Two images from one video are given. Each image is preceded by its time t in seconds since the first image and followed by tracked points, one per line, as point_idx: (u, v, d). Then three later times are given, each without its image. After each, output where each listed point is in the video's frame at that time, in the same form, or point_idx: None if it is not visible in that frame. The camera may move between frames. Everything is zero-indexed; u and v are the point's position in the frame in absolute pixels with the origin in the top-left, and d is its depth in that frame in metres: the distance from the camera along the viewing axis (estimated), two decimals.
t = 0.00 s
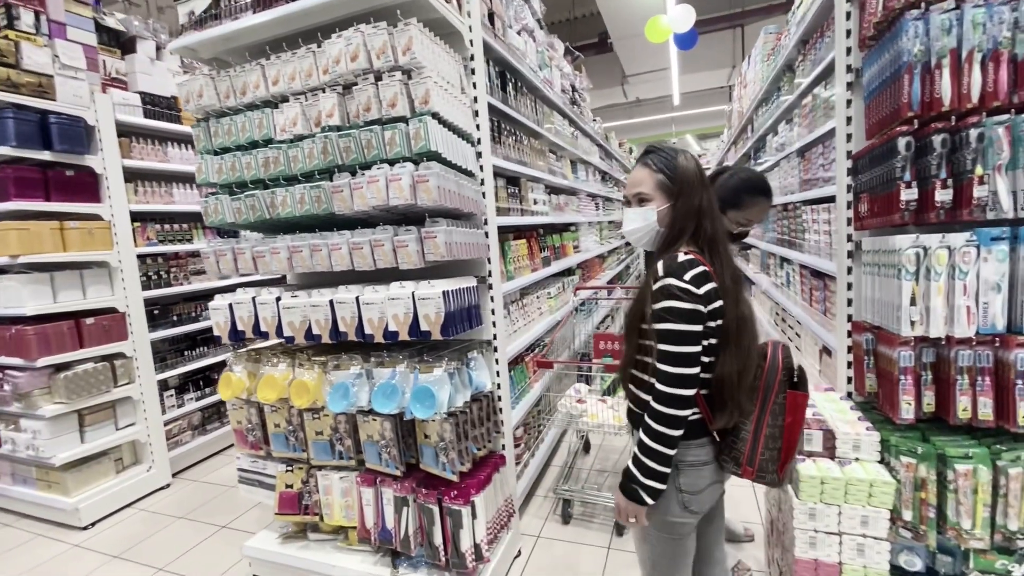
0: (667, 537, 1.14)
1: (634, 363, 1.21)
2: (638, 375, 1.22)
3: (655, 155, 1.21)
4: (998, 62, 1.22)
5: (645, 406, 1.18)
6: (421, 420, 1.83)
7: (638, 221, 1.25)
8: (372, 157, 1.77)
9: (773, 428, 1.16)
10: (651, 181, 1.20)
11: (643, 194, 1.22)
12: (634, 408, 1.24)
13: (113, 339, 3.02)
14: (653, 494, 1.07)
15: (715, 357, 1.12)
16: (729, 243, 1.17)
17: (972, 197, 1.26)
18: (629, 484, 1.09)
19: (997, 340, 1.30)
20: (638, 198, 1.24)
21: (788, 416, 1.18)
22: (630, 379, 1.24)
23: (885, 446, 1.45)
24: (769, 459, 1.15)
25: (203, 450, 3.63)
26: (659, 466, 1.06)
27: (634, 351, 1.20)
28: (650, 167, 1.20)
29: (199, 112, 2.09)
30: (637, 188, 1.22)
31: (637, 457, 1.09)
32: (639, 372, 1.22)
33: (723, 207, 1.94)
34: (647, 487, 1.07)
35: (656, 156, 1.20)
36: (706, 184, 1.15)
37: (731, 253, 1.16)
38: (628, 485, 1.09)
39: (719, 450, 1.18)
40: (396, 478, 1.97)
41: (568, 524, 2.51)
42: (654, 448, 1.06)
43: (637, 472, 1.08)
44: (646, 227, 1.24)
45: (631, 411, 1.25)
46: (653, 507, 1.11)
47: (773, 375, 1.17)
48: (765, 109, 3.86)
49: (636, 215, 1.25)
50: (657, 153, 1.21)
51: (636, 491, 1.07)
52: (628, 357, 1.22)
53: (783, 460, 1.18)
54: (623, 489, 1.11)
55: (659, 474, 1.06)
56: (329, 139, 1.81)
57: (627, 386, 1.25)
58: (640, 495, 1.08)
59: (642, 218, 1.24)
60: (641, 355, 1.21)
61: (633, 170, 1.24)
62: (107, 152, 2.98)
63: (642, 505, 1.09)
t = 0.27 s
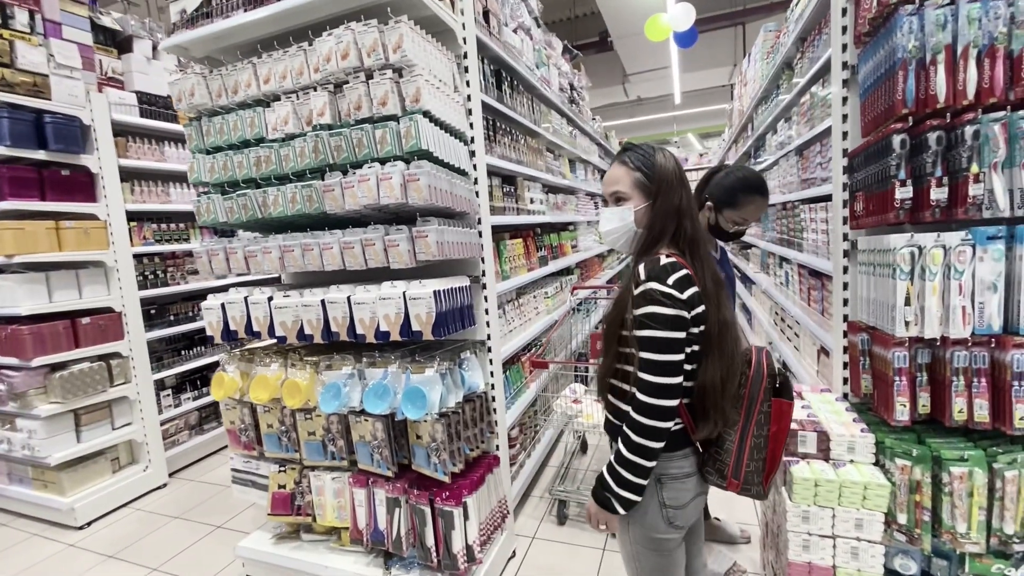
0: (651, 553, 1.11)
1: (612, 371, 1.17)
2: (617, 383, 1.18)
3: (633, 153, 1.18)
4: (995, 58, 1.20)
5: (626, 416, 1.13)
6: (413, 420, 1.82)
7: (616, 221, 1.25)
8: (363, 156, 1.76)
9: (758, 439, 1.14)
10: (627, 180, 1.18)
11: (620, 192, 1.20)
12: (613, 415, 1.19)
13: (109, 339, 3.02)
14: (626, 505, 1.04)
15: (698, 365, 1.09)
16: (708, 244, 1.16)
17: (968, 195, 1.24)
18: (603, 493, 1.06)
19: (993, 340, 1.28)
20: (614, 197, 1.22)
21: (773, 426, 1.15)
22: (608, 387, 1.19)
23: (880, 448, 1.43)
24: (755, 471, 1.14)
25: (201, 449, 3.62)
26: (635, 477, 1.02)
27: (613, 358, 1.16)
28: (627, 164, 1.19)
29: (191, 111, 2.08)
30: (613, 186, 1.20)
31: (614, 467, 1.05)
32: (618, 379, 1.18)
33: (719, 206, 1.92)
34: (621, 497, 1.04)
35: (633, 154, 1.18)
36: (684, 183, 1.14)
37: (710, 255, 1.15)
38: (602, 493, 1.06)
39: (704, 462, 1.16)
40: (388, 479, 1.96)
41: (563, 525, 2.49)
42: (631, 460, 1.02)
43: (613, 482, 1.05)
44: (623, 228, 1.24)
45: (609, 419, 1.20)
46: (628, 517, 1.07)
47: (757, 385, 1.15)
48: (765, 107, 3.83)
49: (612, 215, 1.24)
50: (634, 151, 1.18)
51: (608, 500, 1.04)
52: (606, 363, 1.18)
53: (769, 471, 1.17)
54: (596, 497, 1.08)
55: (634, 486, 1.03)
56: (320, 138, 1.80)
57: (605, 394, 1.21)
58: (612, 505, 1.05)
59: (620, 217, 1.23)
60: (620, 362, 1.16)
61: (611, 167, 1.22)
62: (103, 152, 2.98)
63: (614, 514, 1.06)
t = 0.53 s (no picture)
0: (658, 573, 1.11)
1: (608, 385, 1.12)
2: (613, 398, 1.13)
3: (622, 156, 1.16)
4: (1000, 58, 1.19)
5: (624, 432, 1.09)
6: (412, 421, 1.81)
7: (606, 227, 1.20)
8: (363, 155, 1.75)
9: (761, 450, 1.12)
10: (618, 184, 1.16)
11: (610, 197, 1.18)
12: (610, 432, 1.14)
13: (108, 338, 3.01)
14: (630, 530, 0.99)
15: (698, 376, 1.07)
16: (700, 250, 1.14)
17: (971, 196, 1.23)
18: (605, 519, 1.01)
19: (997, 342, 1.27)
20: (604, 202, 1.19)
21: (775, 433, 1.16)
22: (604, 402, 1.14)
23: (882, 450, 1.42)
24: (760, 484, 1.13)
25: (200, 449, 3.62)
26: (638, 499, 0.98)
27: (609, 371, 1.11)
28: (617, 168, 1.16)
29: (191, 110, 2.07)
30: (603, 191, 1.18)
31: (615, 490, 1.01)
32: (614, 394, 1.13)
33: (721, 206, 1.91)
34: (624, 522, 0.99)
35: (623, 157, 1.16)
36: (677, 188, 1.12)
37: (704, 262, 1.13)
38: (604, 519, 1.01)
39: (707, 477, 1.15)
40: (387, 480, 1.95)
41: (564, 526, 2.48)
42: (634, 481, 0.98)
43: (615, 506, 1.00)
44: (614, 234, 1.20)
45: (606, 436, 1.15)
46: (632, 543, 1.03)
47: (758, 395, 1.13)
48: (766, 108, 3.82)
49: (602, 220, 1.20)
50: (623, 154, 1.16)
51: (612, 527, 1.00)
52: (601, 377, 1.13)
53: (773, 482, 1.16)
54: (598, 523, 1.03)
55: (639, 509, 0.99)
56: (320, 138, 1.79)
57: (601, 410, 1.16)
58: (617, 531, 1.00)
59: (609, 224, 1.19)
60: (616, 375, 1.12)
61: (600, 171, 1.20)
62: (103, 151, 2.97)
63: (618, 541, 1.01)
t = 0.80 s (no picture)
0: None
1: (634, 395, 1.10)
2: (639, 408, 1.11)
3: (635, 158, 1.13)
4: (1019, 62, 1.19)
5: (655, 443, 1.08)
6: (423, 424, 1.80)
7: (619, 230, 1.17)
8: (375, 157, 1.75)
9: (787, 450, 1.12)
10: (632, 186, 1.12)
11: (624, 199, 1.13)
12: (638, 444, 1.12)
13: (112, 339, 3.00)
14: (673, 544, 0.99)
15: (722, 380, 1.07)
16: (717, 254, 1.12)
17: (991, 201, 1.23)
18: (646, 536, 1.00)
19: (1014, 347, 1.27)
20: (617, 204, 1.15)
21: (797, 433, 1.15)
22: (630, 412, 1.12)
23: (897, 454, 1.42)
24: (789, 484, 1.13)
25: (203, 451, 3.60)
26: (679, 512, 0.98)
27: (635, 381, 1.09)
28: (631, 170, 1.13)
29: (200, 111, 2.07)
30: (617, 193, 1.14)
31: (655, 504, 0.99)
32: (640, 404, 1.11)
33: (734, 209, 1.91)
34: (666, 537, 0.98)
35: (636, 159, 1.13)
36: (692, 189, 1.09)
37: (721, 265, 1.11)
38: (645, 536, 1.00)
39: (735, 482, 1.14)
40: (397, 483, 1.94)
41: (571, 529, 2.47)
42: (674, 494, 0.97)
43: (656, 521, 0.99)
44: (628, 237, 1.17)
45: (634, 448, 1.13)
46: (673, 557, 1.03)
47: (780, 395, 1.11)
48: (771, 110, 3.83)
49: (615, 224, 1.17)
50: (636, 156, 1.13)
51: (655, 543, 0.99)
52: (627, 388, 1.10)
53: (797, 483, 1.15)
54: (638, 539, 1.02)
55: (679, 521, 0.98)
56: (332, 139, 1.78)
57: (627, 421, 1.13)
58: (659, 547, 0.99)
59: (623, 227, 1.16)
60: (641, 385, 1.10)
61: (612, 174, 1.16)
62: (108, 152, 2.96)
63: (659, 557, 1.00)
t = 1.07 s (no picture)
0: None
1: (667, 398, 1.10)
2: (672, 411, 1.11)
3: (658, 156, 1.10)
4: None
5: (691, 446, 1.09)
6: (436, 426, 1.80)
7: (642, 230, 1.12)
8: (390, 157, 1.74)
9: (813, 445, 1.12)
10: (656, 185, 1.09)
11: (648, 198, 1.10)
12: (671, 448, 1.13)
13: (116, 340, 2.97)
14: (715, 547, 1.00)
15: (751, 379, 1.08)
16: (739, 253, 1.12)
17: (1013, 202, 1.22)
18: (690, 540, 1.01)
19: None
20: (640, 204, 1.12)
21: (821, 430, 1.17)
22: (662, 416, 1.12)
23: (916, 456, 1.42)
24: (817, 480, 1.12)
25: (206, 452, 3.57)
26: (722, 514, 0.99)
27: (668, 385, 1.09)
28: (654, 169, 1.10)
29: (210, 109, 2.05)
30: (641, 192, 1.10)
31: (697, 508, 1.01)
32: (673, 407, 1.11)
33: (748, 211, 1.91)
34: (711, 540, 0.99)
35: (659, 158, 1.10)
36: (716, 189, 1.08)
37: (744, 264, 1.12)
38: (689, 540, 1.01)
39: (765, 479, 1.13)
40: (409, 485, 1.93)
41: (580, 531, 2.46)
42: (718, 497, 0.99)
43: (699, 525, 1.00)
44: (651, 237, 1.11)
45: (667, 451, 1.13)
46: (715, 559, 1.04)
47: (806, 390, 1.11)
48: (776, 112, 3.83)
49: (638, 223, 1.12)
50: (659, 154, 1.10)
51: (699, 547, 1.00)
52: (659, 391, 1.10)
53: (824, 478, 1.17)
54: (680, 544, 1.03)
55: (722, 522, 0.99)
56: (345, 138, 1.77)
57: (659, 425, 1.13)
58: (703, 550, 1.00)
59: (647, 225, 1.11)
60: (673, 388, 1.10)
61: (634, 172, 1.12)
62: (113, 150, 2.94)
63: (702, 560, 1.01)
